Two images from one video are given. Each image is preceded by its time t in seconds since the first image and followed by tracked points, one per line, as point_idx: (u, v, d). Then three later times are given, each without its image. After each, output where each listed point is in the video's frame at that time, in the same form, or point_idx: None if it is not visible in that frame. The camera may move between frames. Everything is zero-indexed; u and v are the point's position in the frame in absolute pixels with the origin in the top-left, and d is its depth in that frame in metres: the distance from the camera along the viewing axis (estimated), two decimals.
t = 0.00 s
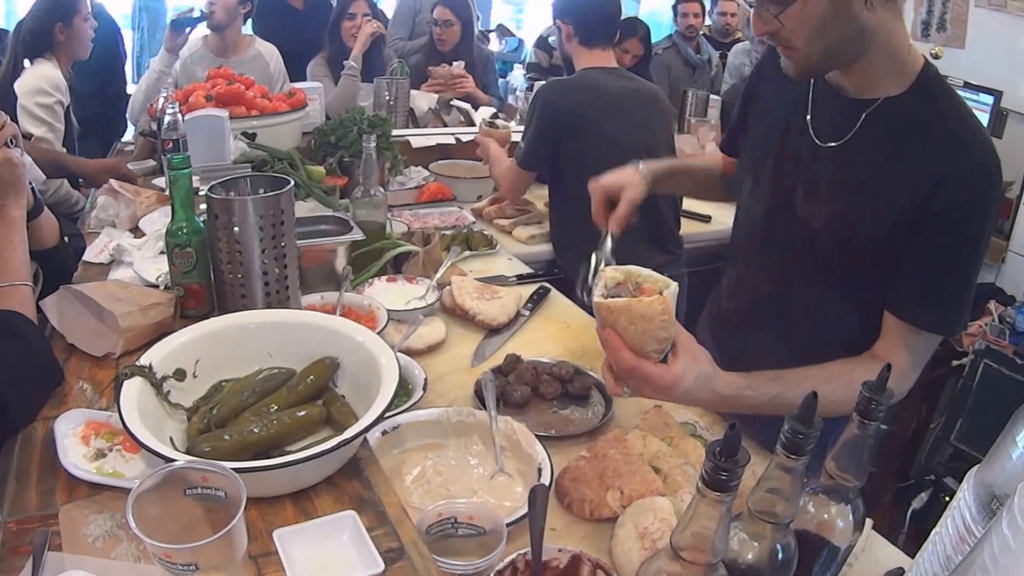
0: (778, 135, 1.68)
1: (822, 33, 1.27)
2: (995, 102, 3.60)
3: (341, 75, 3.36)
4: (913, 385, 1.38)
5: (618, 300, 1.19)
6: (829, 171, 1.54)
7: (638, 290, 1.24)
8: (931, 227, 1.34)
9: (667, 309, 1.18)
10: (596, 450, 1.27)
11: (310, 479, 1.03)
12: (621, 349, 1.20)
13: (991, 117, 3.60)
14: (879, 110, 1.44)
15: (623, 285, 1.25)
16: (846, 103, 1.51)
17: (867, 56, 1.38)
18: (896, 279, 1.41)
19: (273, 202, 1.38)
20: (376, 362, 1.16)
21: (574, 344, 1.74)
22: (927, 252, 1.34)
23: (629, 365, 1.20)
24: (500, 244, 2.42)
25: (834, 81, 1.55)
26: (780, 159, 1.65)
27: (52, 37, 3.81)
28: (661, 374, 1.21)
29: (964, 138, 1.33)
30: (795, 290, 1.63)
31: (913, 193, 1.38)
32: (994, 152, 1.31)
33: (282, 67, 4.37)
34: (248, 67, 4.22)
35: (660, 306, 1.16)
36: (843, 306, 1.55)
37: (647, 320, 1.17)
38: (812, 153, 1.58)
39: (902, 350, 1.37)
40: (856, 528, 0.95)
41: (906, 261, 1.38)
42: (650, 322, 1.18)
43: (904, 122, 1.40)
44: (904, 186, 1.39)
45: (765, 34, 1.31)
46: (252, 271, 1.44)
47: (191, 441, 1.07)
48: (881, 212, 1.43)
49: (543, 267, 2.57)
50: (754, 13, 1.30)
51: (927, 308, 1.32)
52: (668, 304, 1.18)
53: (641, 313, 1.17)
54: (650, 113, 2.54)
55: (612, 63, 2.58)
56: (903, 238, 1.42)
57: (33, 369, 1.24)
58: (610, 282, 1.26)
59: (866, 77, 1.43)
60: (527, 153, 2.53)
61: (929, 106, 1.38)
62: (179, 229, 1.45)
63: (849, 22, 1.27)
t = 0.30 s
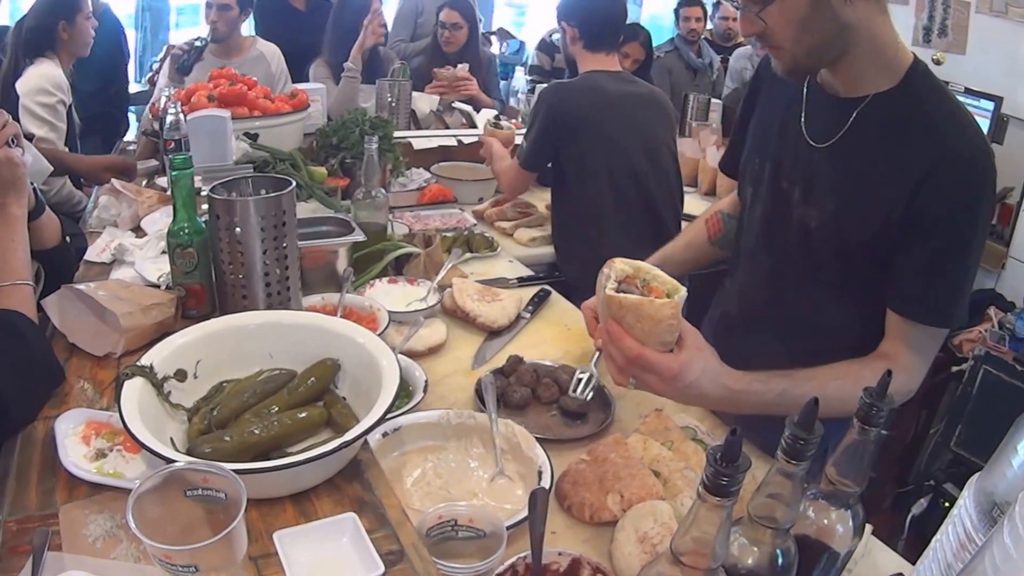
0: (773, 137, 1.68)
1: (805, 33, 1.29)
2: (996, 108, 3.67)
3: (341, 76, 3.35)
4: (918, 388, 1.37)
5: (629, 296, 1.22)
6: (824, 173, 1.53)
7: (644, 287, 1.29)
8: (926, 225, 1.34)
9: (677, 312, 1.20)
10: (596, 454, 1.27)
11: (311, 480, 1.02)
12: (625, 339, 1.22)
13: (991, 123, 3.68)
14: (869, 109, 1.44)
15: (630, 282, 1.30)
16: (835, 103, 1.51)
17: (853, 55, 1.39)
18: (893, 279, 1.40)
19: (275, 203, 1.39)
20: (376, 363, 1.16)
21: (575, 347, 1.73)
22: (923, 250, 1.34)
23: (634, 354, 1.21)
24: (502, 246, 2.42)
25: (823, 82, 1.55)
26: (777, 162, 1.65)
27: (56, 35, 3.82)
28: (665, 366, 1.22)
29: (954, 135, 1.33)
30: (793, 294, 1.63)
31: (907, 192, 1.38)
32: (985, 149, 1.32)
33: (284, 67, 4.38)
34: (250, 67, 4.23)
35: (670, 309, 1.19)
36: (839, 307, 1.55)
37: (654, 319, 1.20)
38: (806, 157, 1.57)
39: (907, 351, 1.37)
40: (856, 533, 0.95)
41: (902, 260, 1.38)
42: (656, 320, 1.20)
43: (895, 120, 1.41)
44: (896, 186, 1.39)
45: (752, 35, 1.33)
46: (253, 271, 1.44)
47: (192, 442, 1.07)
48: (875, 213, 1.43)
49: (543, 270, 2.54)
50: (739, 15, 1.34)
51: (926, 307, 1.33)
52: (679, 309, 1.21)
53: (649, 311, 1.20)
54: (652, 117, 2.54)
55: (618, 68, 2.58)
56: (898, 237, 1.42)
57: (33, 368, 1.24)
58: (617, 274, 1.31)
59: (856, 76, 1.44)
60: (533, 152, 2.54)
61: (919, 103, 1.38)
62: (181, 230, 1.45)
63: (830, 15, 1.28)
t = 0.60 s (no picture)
0: (778, 142, 1.68)
1: (830, 38, 1.27)
2: (999, 112, 3.59)
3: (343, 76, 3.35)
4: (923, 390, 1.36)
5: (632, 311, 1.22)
6: (831, 177, 1.53)
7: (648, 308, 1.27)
8: (931, 230, 1.34)
9: (679, 319, 1.21)
10: (597, 457, 1.27)
11: (312, 481, 1.02)
12: (633, 350, 1.20)
13: (994, 127, 3.60)
14: (876, 114, 1.44)
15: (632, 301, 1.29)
16: (842, 108, 1.50)
17: (867, 60, 1.38)
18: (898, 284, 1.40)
19: (276, 203, 1.38)
20: (378, 365, 1.16)
21: (576, 349, 1.73)
22: (928, 255, 1.34)
23: (643, 364, 1.19)
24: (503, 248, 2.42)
25: (831, 89, 1.54)
26: (780, 166, 1.65)
27: (64, 37, 3.83)
28: (673, 373, 1.19)
29: (959, 141, 1.33)
30: (794, 299, 1.63)
31: (912, 197, 1.38)
32: (989, 154, 1.32)
33: (286, 67, 4.39)
34: (253, 69, 4.24)
35: (671, 317, 1.20)
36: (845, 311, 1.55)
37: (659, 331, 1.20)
38: (812, 162, 1.57)
39: (915, 356, 1.37)
40: (857, 537, 0.95)
41: (908, 265, 1.38)
42: (660, 328, 1.20)
43: (901, 126, 1.41)
44: (901, 190, 1.40)
45: (771, 42, 1.30)
46: (255, 272, 1.44)
47: (193, 442, 1.07)
48: (880, 218, 1.43)
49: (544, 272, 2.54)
50: (763, 20, 1.28)
51: (930, 311, 1.32)
52: (682, 319, 1.21)
53: (654, 323, 1.20)
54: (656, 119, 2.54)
55: (622, 72, 2.59)
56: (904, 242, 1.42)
57: (34, 367, 1.24)
58: (619, 301, 1.30)
59: (867, 84, 1.43)
60: (537, 155, 2.57)
61: (926, 109, 1.38)
62: (181, 230, 1.45)
63: (854, 24, 1.27)
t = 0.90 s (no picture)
0: (784, 144, 1.67)
1: (849, 40, 1.27)
2: (1000, 115, 3.60)
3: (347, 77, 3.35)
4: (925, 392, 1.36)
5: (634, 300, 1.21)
6: (839, 180, 1.52)
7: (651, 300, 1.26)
8: (942, 236, 1.35)
9: (680, 312, 1.21)
10: (598, 458, 1.26)
11: (313, 482, 1.02)
12: (634, 329, 1.19)
13: (996, 130, 3.60)
14: (889, 119, 1.44)
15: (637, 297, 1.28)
16: (853, 112, 1.50)
17: (882, 64, 1.37)
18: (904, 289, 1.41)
19: (278, 204, 1.38)
20: (381, 366, 1.16)
21: (579, 351, 1.73)
22: (937, 260, 1.35)
23: (645, 340, 1.18)
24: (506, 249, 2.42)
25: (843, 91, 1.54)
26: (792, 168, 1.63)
27: (68, 36, 3.83)
28: (675, 353, 1.19)
29: (971, 149, 1.34)
30: (798, 301, 1.63)
31: (921, 202, 1.38)
32: (1000, 163, 1.33)
33: (289, 67, 4.38)
34: (256, 70, 4.24)
35: (674, 309, 1.20)
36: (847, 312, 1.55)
37: (661, 319, 1.19)
38: (817, 167, 1.57)
39: (916, 359, 1.37)
40: (858, 539, 0.94)
41: (915, 269, 1.39)
42: (662, 319, 1.20)
43: (913, 132, 1.41)
44: (911, 195, 1.40)
45: (788, 40, 1.30)
46: (257, 272, 1.44)
47: (195, 443, 1.07)
48: (888, 222, 1.43)
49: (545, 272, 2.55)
50: (781, 17, 1.29)
51: (935, 315, 1.33)
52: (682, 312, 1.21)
53: (655, 312, 1.20)
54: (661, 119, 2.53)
55: (626, 73, 2.59)
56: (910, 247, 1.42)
57: (37, 366, 1.24)
58: (623, 293, 1.28)
59: (879, 89, 1.42)
60: (538, 156, 2.57)
61: (938, 115, 1.38)
62: (184, 230, 1.45)
63: (874, 29, 1.28)
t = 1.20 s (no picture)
0: (769, 143, 1.67)
1: (817, 39, 1.23)
2: (1004, 117, 3.58)
3: (350, 76, 3.35)
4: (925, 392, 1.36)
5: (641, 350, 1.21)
6: (824, 182, 1.51)
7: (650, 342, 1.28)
8: (932, 236, 1.33)
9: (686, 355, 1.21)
10: (600, 459, 1.26)
11: (316, 482, 1.02)
12: (644, 382, 1.17)
13: (999, 131, 3.59)
14: (870, 118, 1.42)
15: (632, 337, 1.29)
16: (833, 112, 1.49)
17: (854, 63, 1.37)
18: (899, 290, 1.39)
19: (281, 204, 1.39)
20: (383, 367, 1.16)
21: (581, 351, 1.73)
22: (929, 261, 1.33)
23: (657, 393, 1.16)
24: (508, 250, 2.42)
25: (820, 91, 1.54)
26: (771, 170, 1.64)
27: (69, 33, 3.84)
28: (685, 402, 1.16)
29: (956, 143, 1.32)
30: (790, 306, 1.61)
31: (909, 202, 1.37)
32: (987, 157, 1.31)
33: (292, 67, 4.39)
34: (258, 70, 4.25)
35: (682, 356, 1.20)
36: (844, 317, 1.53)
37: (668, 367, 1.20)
38: (801, 169, 1.56)
39: (919, 360, 1.37)
40: (861, 540, 0.94)
41: (907, 270, 1.37)
42: (670, 366, 1.20)
43: (897, 130, 1.39)
44: (898, 195, 1.38)
45: (756, 44, 1.26)
46: (260, 272, 1.44)
47: (196, 443, 1.06)
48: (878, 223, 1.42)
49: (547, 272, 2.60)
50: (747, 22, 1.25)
51: (932, 316, 1.32)
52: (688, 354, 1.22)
53: (662, 361, 1.20)
54: (667, 119, 2.52)
55: (634, 71, 2.58)
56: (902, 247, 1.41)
57: (40, 366, 1.24)
58: (619, 331, 1.29)
59: (855, 85, 1.42)
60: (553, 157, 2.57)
61: (922, 112, 1.37)
62: (186, 230, 1.45)
63: (843, 27, 1.24)
